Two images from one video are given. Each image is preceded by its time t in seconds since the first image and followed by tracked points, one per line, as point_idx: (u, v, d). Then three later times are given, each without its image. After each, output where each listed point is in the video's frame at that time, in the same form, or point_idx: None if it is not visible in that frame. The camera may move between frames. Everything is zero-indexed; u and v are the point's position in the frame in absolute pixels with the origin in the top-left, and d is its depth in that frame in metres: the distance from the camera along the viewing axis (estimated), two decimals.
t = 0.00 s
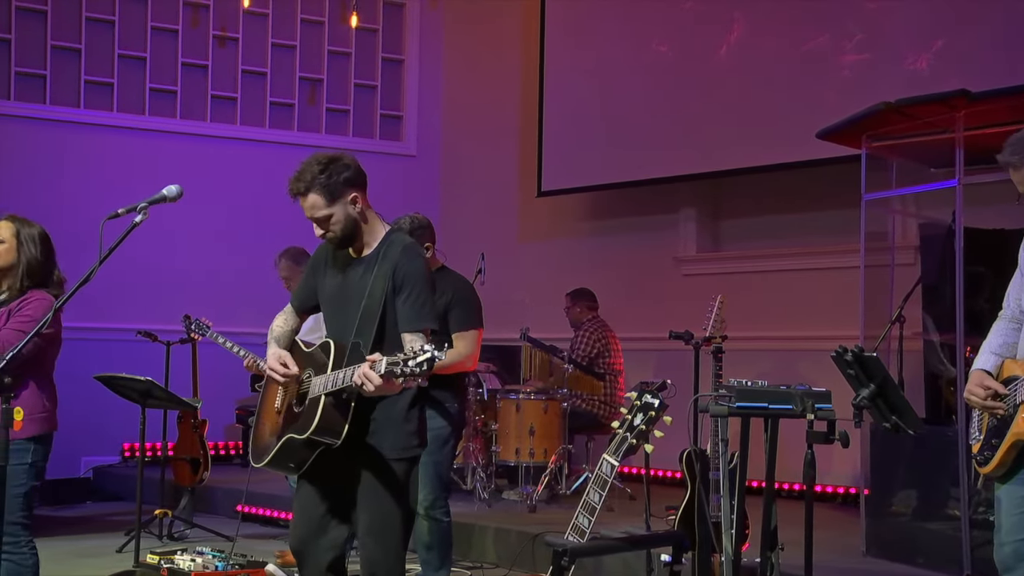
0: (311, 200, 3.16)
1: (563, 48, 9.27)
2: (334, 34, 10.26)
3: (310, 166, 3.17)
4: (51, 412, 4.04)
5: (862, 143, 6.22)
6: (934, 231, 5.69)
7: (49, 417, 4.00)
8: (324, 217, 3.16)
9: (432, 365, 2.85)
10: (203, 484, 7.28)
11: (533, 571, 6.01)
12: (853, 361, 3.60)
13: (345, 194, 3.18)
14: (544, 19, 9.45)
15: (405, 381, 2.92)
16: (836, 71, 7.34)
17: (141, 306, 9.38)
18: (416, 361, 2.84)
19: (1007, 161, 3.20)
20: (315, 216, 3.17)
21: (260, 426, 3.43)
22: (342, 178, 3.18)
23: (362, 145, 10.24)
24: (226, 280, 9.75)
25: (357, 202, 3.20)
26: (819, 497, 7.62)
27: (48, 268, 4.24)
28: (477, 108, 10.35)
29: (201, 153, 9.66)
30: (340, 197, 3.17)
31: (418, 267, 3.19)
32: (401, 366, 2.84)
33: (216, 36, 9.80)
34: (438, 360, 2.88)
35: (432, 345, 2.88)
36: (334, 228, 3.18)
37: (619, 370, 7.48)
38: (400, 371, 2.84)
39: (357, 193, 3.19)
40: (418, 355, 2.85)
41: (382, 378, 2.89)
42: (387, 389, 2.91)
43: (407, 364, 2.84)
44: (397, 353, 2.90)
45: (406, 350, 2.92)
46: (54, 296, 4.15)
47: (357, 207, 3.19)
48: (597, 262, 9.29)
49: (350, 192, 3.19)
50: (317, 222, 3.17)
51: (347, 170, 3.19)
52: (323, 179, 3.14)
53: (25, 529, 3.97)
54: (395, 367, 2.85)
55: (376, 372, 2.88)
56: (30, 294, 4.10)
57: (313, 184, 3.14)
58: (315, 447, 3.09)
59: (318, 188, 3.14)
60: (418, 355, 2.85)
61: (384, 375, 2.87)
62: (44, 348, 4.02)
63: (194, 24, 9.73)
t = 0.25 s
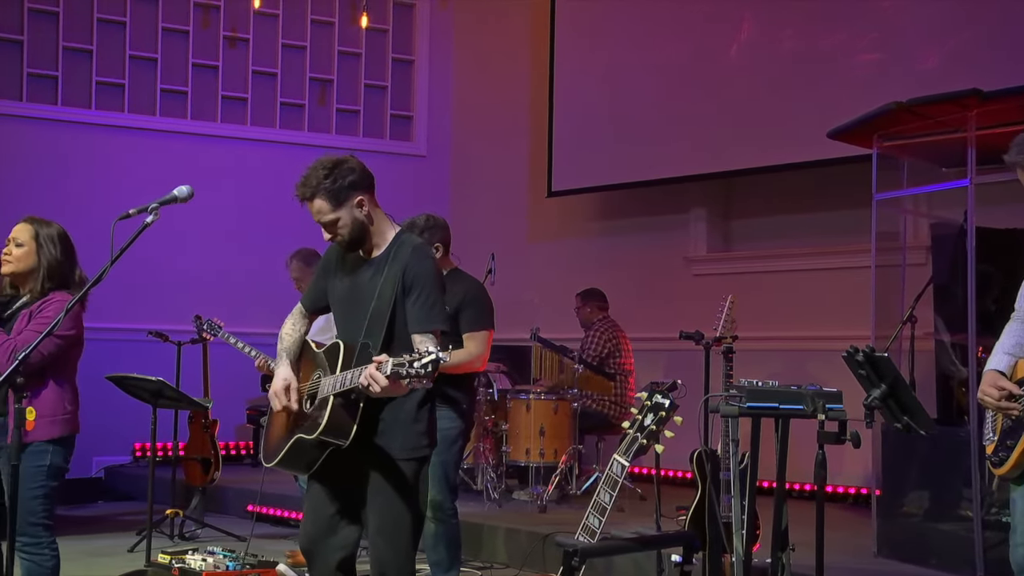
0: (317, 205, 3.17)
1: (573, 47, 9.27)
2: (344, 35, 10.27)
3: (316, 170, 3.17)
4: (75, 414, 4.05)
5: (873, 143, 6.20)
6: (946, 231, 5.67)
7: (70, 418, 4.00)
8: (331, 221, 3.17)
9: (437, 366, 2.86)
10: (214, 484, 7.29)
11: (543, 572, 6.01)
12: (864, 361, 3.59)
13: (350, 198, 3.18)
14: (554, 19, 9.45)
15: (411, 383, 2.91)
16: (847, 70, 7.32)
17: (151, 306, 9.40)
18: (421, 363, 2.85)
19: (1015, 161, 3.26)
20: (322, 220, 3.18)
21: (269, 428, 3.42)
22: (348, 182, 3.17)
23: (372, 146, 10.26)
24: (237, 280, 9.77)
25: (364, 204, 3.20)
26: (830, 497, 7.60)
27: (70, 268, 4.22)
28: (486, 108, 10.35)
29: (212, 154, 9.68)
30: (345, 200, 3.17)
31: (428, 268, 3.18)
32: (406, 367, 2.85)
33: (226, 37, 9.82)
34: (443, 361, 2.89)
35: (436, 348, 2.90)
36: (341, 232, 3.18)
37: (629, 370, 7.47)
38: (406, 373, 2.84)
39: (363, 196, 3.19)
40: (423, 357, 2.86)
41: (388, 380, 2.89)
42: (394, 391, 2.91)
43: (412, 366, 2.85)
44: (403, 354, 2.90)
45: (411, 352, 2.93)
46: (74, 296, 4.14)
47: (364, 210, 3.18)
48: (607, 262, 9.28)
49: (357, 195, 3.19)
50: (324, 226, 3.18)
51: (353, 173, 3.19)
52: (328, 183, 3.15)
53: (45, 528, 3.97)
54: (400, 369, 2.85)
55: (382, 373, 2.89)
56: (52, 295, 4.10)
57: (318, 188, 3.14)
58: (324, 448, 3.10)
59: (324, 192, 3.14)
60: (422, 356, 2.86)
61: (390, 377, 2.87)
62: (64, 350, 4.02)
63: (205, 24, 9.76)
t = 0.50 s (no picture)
0: (329, 202, 3.18)
1: (583, 48, 9.26)
2: (354, 35, 10.29)
3: (329, 168, 3.18)
4: (90, 415, 4.06)
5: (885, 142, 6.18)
6: (959, 230, 5.65)
7: (82, 420, 4.00)
8: (342, 218, 3.18)
9: (441, 366, 2.86)
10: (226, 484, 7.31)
11: (554, 572, 6.00)
12: (876, 361, 3.60)
13: (362, 196, 3.18)
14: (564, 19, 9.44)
15: (416, 382, 2.92)
16: (858, 70, 7.30)
17: (163, 306, 9.43)
18: (426, 361, 2.86)
19: None
20: (334, 217, 3.19)
21: (281, 425, 3.43)
22: (360, 180, 3.17)
23: (382, 146, 10.27)
24: (248, 280, 9.79)
25: (375, 203, 3.20)
26: (842, 498, 7.58)
27: (85, 269, 4.22)
28: (497, 108, 10.35)
29: (222, 154, 9.70)
30: (356, 198, 3.17)
31: (438, 269, 3.18)
32: (411, 366, 2.86)
33: (237, 37, 9.85)
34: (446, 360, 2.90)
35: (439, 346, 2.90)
36: (351, 229, 3.19)
37: (640, 370, 7.47)
38: (410, 372, 2.85)
39: (374, 195, 3.19)
40: (427, 355, 2.87)
41: (393, 379, 2.89)
42: (397, 388, 2.91)
43: (417, 364, 2.86)
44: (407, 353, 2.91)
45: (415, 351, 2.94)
46: (88, 297, 4.14)
47: (374, 209, 3.18)
48: (618, 262, 9.28)
49: (368, 194, 3.19)
50: (335, 223, 3.19)
51: (365, 171, 3.19)
52: (340, 181, 3.15)
53: (62, 529, 3.96)
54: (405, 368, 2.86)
55: (386, 371, 2.89)
56: (66, 297, 4.09)
57: (330, 186, 3.15)
58: (332, 446, 3.10)
59: (336, 189, 3.15)
60: (427, 355, 2.87)
61: (395, 375, 2.87)
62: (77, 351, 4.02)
63: (216, 25, 9.78)
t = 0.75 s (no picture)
0: (334, 207, 3.16)
1: (594, 48, 9.25)
2: (365, 36, 10.30)
3: (333, 172, 3.16)
4: (99, 417, 4.06)
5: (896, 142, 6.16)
6: (971, 231, 5.63)
7: (88, 421, 3.99)
8: (347, 223, 3.16)
9: (442, 359, 2.86)
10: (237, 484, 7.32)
11: (565, 572, 6.00)
12: (887, 362, 3.62)
13: (366, 200, 3.17)
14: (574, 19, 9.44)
15: (419, 378, 2.90)
16: (870, 70, 7.28)
17: (174, 306, 9.46)
18: (426, 356, 2.85)
19: None
20: (339, 221, 3.18)
21: (292, 427, 3.43)
22: (363, 183, 3.16)
23: (393, 146, 10.29)
24: (260, 280, 9.81)
25: (379, 206, 3.18)
26: (853, 498, 7.56)
27: (100, 270, 4.22)
28: (507, 108, 10.35)
29: (233, 154, 9.71)
30: (361, 202, 3.15)
31: (444, 268, 3.18)
32: (415, 360, 2.84)
33: (248, 38, 9.87)
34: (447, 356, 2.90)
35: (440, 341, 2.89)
36: (357, 233, 3.17)
37: (651, 371, 7.46)
38: (413, 367, 2.84)
39: (378, 198, 3.17)
40: (428, 350, 2.85)
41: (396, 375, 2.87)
42: (402, 385, 2.89)
43: (419, 359, 2.84)
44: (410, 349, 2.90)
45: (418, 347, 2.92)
46: (101, 297, 4.14)
47: (379, 212, 3.17)
48: (628, 262, 9.27)
49: (372, 197, 3.18)
50: (341, 228, 3.17)
51: (369, 175, 3.17)
52: (344, 186, 3.14)
53: (72, 530, 3.98)
54: (408, 363, 2.84)
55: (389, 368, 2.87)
56: (78, 297, 4.10)
57: (334, 192, 3.13)
58: (341, 446, 3.09)
59: (340, 195, 3.13)
60: (429, 349, 2.86)
61: (398, 371, 2.85)
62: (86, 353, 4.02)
63: (228, 26, 9.80)
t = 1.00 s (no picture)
0: (333, 212, 3.16)
1: (605, 48, 9.24)
2: (376, 36, 10.32)
3: (331, 177, 3.16)
4: (115, 416, 4.07)
5: (908, 141, 6.15)
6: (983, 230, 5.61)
7: (105, 421, 4.01)
8: (348, 227, 3.16)
9: (440, 362, 2.89)
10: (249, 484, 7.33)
11: (575, 572, 5.99)
12: (899, 362, 3.62)
13: (365, 203, 3.16)
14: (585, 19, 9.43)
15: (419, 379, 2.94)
16: (881, 69, 7.26)
17: (186, 306, 9.48)
18: (427, 358, 2.88)
19: None
20: (340, 226, 3.18)
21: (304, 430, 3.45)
22: (362, 187, 3.15)
23: (403, 146, 10.30)
24: (271, 280, 9.83)
25: (379, 209, 3.18)
26: (865, 499, 7.54)
27: (110, 270, 4.24)
28: (517, 108, 10.35)
29: (243, 154, 9.73)
30: (360, 206, 3.15)
31: (447, 267, 3.15)
32: (415, 362, 2.87)
33: (260, 39, 9.89)
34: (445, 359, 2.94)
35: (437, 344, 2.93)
36: (359, 236, 3.17)
37: (662, 371, 7.45)
38: (413, 370, 2.87)
39: (377, 201, 3.17)
40: (427, 353, 2.89)
41: (400, 376, 2.88)
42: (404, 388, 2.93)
43: (419, 362, 2.88)
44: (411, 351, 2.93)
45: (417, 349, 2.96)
46: (113, 298, 4.16)
47: (379, 214, 3.16)
48: (639, 262, 9.26)
49: (372, 200, 3.17)
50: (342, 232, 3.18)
51: (366, 178, 3.16)
52: (342, 190, 3.13)
53: (85, 530, 3.99)
54: (409, 366, 2.87)
55: (393, 371, 2.88)
56: (90, 298, 4.11)
57: (333, 197, 3.13)
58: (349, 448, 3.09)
59: (339, 200, 3.13)
60: (427, 352, 2.89)
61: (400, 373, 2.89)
62: (100, 354, 4.03)
63: (239, 26, 9.83)
